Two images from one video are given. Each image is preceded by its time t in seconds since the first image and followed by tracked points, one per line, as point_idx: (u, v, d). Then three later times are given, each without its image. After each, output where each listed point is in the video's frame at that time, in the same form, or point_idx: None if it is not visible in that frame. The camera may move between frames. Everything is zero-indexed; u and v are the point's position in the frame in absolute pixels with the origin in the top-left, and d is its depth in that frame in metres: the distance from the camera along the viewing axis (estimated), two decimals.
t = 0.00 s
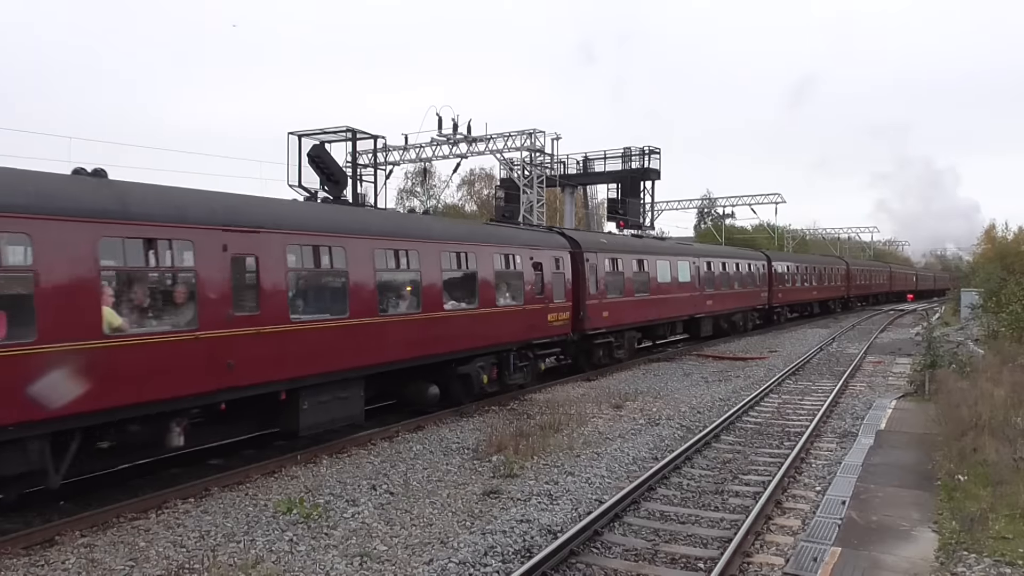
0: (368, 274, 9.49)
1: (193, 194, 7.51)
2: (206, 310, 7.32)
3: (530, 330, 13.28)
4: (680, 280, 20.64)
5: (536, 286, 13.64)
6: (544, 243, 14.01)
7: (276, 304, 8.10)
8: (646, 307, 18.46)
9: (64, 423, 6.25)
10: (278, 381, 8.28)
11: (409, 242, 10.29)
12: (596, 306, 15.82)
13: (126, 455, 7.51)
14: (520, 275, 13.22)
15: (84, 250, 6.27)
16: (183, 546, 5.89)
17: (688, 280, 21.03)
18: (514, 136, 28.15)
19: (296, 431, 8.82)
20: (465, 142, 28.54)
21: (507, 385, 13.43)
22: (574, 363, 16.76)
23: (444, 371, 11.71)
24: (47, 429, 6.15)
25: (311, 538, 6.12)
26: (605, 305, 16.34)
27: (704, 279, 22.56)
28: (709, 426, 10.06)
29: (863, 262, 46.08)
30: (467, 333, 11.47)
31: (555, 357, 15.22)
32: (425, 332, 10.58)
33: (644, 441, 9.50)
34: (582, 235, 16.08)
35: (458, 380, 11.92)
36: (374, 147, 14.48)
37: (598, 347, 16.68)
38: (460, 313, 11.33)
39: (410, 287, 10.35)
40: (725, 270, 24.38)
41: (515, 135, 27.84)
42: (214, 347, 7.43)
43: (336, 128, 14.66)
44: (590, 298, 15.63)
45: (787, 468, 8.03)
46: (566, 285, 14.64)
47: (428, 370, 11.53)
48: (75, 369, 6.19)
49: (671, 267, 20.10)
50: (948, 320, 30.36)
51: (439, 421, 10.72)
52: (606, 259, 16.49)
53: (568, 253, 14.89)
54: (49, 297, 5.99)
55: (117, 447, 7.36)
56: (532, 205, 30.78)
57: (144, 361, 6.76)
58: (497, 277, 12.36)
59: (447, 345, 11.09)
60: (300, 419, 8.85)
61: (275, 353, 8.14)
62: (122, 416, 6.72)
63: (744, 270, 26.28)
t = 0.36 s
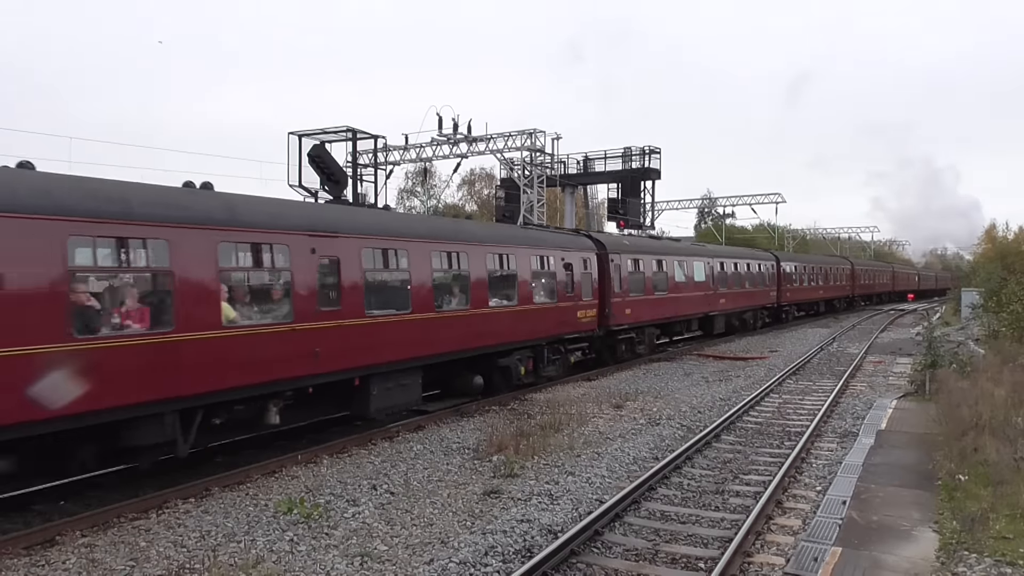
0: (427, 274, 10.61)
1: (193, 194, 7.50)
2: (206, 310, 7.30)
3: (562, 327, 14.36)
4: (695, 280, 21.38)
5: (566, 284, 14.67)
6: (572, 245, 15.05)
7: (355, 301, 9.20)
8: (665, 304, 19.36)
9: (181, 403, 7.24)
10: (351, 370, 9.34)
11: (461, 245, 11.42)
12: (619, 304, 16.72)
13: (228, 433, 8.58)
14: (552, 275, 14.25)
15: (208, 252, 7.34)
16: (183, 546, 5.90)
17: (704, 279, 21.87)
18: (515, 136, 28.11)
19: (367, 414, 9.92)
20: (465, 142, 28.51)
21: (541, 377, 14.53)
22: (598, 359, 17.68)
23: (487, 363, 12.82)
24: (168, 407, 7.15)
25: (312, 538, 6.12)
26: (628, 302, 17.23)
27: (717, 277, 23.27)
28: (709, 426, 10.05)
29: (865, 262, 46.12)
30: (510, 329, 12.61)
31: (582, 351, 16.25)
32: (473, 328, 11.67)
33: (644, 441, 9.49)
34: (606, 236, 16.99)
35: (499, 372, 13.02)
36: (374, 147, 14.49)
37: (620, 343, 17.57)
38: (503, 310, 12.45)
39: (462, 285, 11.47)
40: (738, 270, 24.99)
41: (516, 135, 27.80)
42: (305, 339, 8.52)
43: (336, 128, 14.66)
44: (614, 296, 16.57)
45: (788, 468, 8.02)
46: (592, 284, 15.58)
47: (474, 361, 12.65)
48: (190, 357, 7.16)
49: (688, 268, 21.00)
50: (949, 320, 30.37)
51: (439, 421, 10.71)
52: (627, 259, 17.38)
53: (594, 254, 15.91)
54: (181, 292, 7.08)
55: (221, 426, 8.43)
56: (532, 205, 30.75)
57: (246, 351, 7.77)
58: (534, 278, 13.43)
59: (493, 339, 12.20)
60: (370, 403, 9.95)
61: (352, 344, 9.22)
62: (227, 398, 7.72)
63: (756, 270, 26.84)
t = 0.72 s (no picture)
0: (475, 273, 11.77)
1: (193, 193, 7.52)
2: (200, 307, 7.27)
3: (592, 325, 15.45)
4: (711, 280, 22.29)
5: (594, 282, 15.68)
6: (601, 247, 16.11)
7: (418, 297, 10.37)
8: (684, 303, 20.40)
9: (279, 386, 8.35)
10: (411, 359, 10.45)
11: (504, 246, 12.55)
12: (641, 302, 17.69)
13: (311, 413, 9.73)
14: (582, 274, 15.28)
15: (302, 254, 8.52)
16: (183, 545, 5.90)
17: (717, 280, 22.69)
18: (515, 136, 28.07)
19: (424, 399, 11.12)
20: (466, 142, 28.50)
21: (570, 369, 15.65)
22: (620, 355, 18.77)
23: (525, 355, 13.97)
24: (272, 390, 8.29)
25: (312, 537, 6.13)
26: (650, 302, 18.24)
27: (731, 278, 24.11)
28: (709, 427, 10.06)
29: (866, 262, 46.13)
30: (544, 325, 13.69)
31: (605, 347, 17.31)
32: (503, 325, 12.50)
33: (644, 441, 9.50)
34: (628, 239, 17.96)
35: (535, 364, 14.14)
36: (375, 147, 14.52)
37: (641, 340, 18.68)
38: (541, 306, 13.53)
39: (505, 284, 12.60)
40: (749, 271, 25.66)
41: (516, 135, 27.77)
42: (374, 332, 9.66)
43: (337, 128, 14.66)
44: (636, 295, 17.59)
45: (787, 468, 8.03)
46: (618, 283, 16.57)
47: (512, 355, 13.77)
48: (282, 347, 8.25)
49: (706, 269, 22.01)
50: (949, 321, 30.39)
51: (439, 421, 10.71)
52: (649, 260, 18.38)
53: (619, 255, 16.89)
54: (282, 290, 8.26)
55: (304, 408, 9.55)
56: (533, 205, 30.73)
57: (327, 341, 8.88)
58: (567, 276, 14.49)
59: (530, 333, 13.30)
60: (427, 390, 11.19)
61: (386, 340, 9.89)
62: (311, 382, 8.81)
63: (767, 271, 27.50)
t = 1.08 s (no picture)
0: (513, 273, 12.88)
1: (192, 193, 7.52)
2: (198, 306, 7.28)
3: (618, 321, 16.48)
4: (724, 279, 23.14)
5: (618, 282, 16.68)
6: (624, 248, 17.15)
7: (469, 295, 11.54)
8: (701, 301, 21.38)
9: (354, 372, 9.48)
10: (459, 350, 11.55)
11: (541, 249, 13.69)
12: (660, 300, 18.55)
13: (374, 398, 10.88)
14: (607, 274, 16.32)
15: (373, 256, 9.67)
16: (183, 545, 5.90)
17: (729, 279, 23.41)
18: (515, 136, 28.06)
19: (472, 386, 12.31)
20: (466, 142, 28.51)
21: (597, 363, 16.71)
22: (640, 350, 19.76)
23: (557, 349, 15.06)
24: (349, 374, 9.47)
25: (312, 537, 6.12)
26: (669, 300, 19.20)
27: (742, 277, 24.87)
28: (709, 427, 10.05)
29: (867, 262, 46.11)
30: (574, 321, 14.75)
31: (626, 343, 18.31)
32: (536, 321, 13.54)
33: (644, 441, 9.49)
34: (648, 241, 18.79)
35: (565, 358, 15.23)
36: (375, 147, 14.53)
37: (659, 335, 19.65)
38: (571, 305, 14.66)
39: (540, 284, 13.71)
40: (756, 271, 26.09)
41: (517, 135, 27.77)
42: (429, 326, 10.79)
43: (337, 128, 14.68)
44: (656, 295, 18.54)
45: (788, 468, 8.03)
46: (639, 283, 17.50)
47: (545, 348, 14.85)
48: (356, 337, 9.38)
49: (722, 269, 22.91)
50: (950, 321, 30.36)
51: (440, 421, 10.70)
52: (667, 260, 19.29)
53: (640, 256, 17.90)
54: (358, 287, 9.43)
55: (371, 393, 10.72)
56: (534, 205, 30.72)
57: (390, 333, 9.97)
58: (594, 275, 15.59)
59: (562, 328, 14.36)
60: (474, 378, 12.38)
61: (390, 339, 10.00)
62: (379, 369, 9.92)
63: (777, 270, 28.18)
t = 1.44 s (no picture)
0: (548, 273, 13.94)
1: (192, 194, 7.50)
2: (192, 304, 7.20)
3: (639, 319, 17.48)
4: (736, 278, 24.02)
5: (639, 281, 17.70)
6: (645, 249, 18.24)
7: (511, 293, 12.63)
8: (715, 300, 22.39)
9: (415, 362, 10.56)
10: (497, 345, 12.46)
11: (571, 251, 14.77)
12: (678, 298, 19.52)
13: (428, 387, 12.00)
14: (631, 274, 17.34)
15: (431, 259, 10.79)
16: (183, 545, 5.90)
17: (741, 278, 24.31)
18: (515, 136, 28.01)
19: (513, 377, 13.46)
20: (466, 142, 28.48)
21: (621, 357, 17.82)
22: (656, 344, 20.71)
23: (584, 344, 16.11)
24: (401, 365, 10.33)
25: (313, 537, 6.13)
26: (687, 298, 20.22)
27: (753, 276, 25.71)
28: (710, 426, 10.04)
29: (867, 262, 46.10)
30: (601, 318, 15.75)
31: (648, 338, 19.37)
32: (566, 317, 14.50)
33: (645, 441, 9.47)
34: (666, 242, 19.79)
35: (591, 352, 16.26)
36: (375, 147, 14.51)
37: (676, 332, 20.62)
38: (600, 302, 15.73)
39: (572, 283, 14.80)
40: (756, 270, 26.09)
41: (517, 135, 27.72)
42: (477, 322, 11.86)
43: (337, 128, 14.68)
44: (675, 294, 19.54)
45: (788, 468, 8.02)
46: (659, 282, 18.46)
47: (574, 343, 15.95)
48: (417, 331, 10.43)
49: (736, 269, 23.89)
50: (951, 321, 30.34)
51: (440, 421, 10.70)
52: (684, 260, 20.27)
53: (660, 256, 18.94)
54: (420, 286, 10.53)
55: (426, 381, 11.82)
56: (534, 205, 30.71)
57: (434, 328, 10.80)
58: (618, 275, 16.64)
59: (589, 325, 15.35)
60: (514, 369, 13.54)
61: (409, 337, 10.29)
62: (423, 361, 10.73)
63: (784, 269, 28.90)
